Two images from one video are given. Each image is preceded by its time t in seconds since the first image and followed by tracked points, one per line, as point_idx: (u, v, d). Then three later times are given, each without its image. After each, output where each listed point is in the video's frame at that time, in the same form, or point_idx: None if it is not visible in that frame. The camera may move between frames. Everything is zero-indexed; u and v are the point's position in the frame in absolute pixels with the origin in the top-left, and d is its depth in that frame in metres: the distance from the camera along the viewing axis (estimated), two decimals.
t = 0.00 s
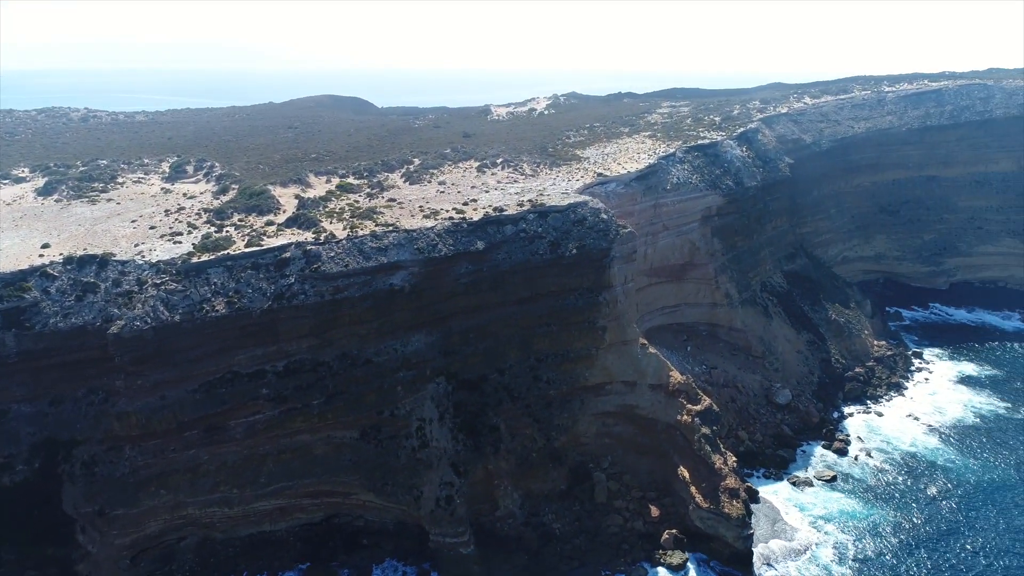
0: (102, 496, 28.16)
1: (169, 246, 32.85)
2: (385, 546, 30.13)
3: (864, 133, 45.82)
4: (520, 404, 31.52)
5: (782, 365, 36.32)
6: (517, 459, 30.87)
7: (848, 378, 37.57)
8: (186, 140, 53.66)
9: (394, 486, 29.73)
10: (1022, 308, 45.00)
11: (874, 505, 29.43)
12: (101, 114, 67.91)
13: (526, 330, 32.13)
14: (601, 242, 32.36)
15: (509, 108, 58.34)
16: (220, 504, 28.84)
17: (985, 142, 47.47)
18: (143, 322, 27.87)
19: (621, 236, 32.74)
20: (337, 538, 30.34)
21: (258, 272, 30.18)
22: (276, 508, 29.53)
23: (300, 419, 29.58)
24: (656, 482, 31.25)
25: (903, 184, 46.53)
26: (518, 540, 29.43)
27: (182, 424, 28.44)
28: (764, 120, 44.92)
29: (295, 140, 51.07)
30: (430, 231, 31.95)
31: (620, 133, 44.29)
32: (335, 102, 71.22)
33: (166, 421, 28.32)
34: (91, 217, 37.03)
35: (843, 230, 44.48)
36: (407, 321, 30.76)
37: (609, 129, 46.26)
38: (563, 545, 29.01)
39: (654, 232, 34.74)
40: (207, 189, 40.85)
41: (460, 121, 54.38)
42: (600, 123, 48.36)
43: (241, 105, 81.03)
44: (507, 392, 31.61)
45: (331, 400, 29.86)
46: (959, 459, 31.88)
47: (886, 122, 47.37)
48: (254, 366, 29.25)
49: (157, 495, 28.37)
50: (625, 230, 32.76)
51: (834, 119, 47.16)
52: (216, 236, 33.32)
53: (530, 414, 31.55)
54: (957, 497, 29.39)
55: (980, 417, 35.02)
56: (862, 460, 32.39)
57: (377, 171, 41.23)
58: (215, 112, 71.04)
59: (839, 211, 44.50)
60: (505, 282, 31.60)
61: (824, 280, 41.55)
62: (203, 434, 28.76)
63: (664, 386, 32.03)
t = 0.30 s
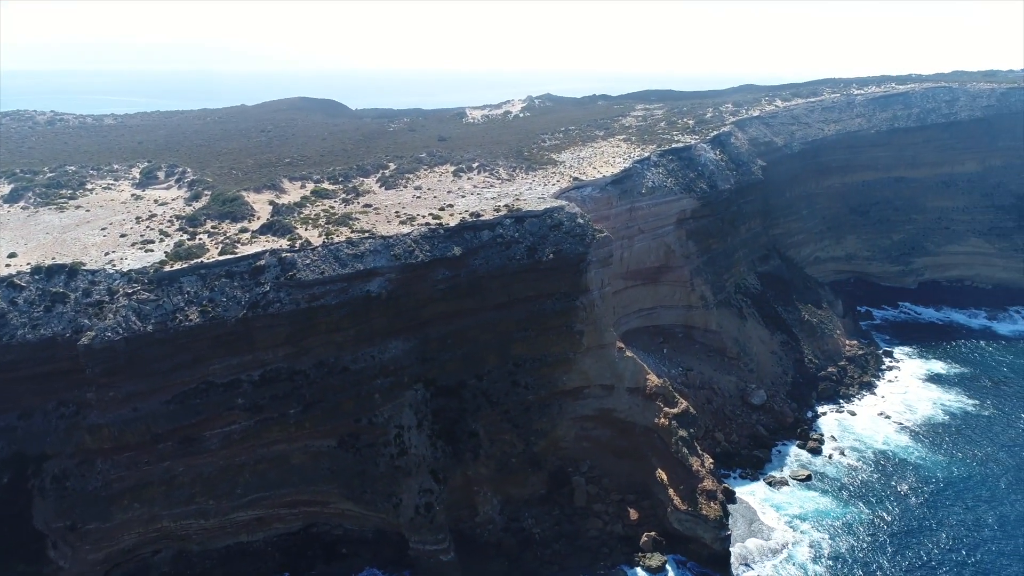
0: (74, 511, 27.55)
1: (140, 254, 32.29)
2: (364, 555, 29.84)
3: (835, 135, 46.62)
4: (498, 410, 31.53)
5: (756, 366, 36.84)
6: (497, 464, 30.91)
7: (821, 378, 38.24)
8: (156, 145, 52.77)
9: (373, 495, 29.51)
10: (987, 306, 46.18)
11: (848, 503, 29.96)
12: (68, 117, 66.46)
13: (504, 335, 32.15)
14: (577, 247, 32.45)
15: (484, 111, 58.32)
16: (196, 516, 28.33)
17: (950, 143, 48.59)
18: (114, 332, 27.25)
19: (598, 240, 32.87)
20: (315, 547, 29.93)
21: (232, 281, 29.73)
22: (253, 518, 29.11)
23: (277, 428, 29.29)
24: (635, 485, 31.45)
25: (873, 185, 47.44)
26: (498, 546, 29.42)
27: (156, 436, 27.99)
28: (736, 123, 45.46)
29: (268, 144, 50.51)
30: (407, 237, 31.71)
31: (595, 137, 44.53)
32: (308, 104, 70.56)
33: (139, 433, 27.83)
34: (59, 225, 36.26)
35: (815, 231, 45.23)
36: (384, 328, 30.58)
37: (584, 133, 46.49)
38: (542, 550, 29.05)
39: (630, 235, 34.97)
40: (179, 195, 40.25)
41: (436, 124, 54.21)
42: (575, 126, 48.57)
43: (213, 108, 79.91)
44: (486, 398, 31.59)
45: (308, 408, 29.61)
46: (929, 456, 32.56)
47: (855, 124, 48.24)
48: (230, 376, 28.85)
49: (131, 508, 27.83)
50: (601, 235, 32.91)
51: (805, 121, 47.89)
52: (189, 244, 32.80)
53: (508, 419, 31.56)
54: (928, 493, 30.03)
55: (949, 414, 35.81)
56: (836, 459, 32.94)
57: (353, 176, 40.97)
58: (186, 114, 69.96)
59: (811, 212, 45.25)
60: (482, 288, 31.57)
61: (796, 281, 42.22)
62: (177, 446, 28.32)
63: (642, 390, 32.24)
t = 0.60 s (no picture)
0: (38, 529, 26.69)
1: (104, 264, 31.57)
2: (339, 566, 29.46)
3: (799, 138, 47.55)
4: (472, 416, 31.58)
5: (727, 367, 37.42)
6: (471, 471, 30.92)
7: (789, 377, 38.98)
8: (119, 150, 51.64)
9: (346, 504, 29.26)
10: (947, 303, 47.54)
11: (817, 501, 30.58)
12: (25, 122, 64.67)
13: (477, 341, 32.13)
14: (549, 252, 32.56)
15: (454, 114, 58.23)
16: (166, 530, 27.79)
17: (910, 145, 49.89)
18: (78, 346, 26.39)
19: (569, 245, 33.03)
20: (288, 559, 29.45)
21: (200, 291, 29.07)
22: (225, 531, 28.62)
23: (248, 439, 28.88)
24: (608, 488, 31.74)
25: (837, 186, 48.46)
26: (474, 553, 29.37)
27: (123, 450, 27.35)
28: (704, 126, 46.06)
29: (235, 150, 49.80)
30: (378, 244, 31.31)
31: (565, 141, 44.79)
32: (275, 107, 69.66)
33: (106, 447, 27.16)
34: (18, 234, 35.28)
35: (782, 232, 46.06)
36: (356, 336, 30.37)
37: (554, 137, 46.68)
38: (518, 555, 29.09)
39: (601, 240, 35.26)
40: (144, 203, 39.47)
41: (406, 128, 54.01)
42: (545, 130, 48.77)
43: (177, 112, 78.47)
44: (459, 404, 31.61)
45: (280, 419, 29.27)
46: (894, 452, 33.38)
47: (819, 127, 49.26)
48: (199, 388, 28.46)
49: (98, 524, 27.18)
50: (572, 240, 33.08)
51: (771, 124, 48.76)
52: (154, 253, 32.17)
53: (482, 425, 31.60)
54: (892, 489, 30.80)
55: (912, 411, 36.76)
56: (804, 458, 33.59)
57: (322, 182, 40.61)
58: (150, 118, 68.66)
59: (777, 214, 46.09)
60: (454, 294, 31.53)
61: (764, 282, 42.97)
62: (145, 460, 27.75)
63: (615, 393, 32.33)
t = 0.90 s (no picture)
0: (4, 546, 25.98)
1: (70, 274, 30.87)
2: None
3: (767, 140, 48.29)
4: (447, 422, 31.55)
5: (700, 368, 37.94)
6: (448, 477, 30.87)
7: (760, 377, 39.61)
8: (83, 155, 50.55)
9: (321, 513, 29.02)
10: (912, 301, 48.71)
11: (789, 499, 31.12)
12: None
13: (453, 347, 32.07)
14: (523, 257, 32.65)
15: (426, 117, 58.07)
16: (137, 544, 27.38)
17: (875, 146, 51.01)
18: (43, 358, 25.71)
19: (542, 250, 33.15)
20: (263, 570, 29.21)
21: (170, 300, 28.50)
22: (198, 544, 28.29)
23: (220, 450, 28.55)
24: (584, 491, 31.92)
25: (805, 187, 49.32)
26: (450, 559, 29.39)
27: (92, 464, 26.84)
28: (674, 129, 46.54)
29: (204, 154, 49.07)
30: (351, 251, 31.03)
31: (538, 144, 44.94)
32: (245, 110, 68.78)
33: (74, 462, 26.61)
34: None
35: (752, 233, 46.79)
36: (329, 344, 30.01)
37: (526, 140, 46.81)
38: (495, 560, 29.16)
39: (574, 243, 35.45)
40: (110, 210, 38.71)
41: (377, 131, 53.71)
42: (518, 133, 48.87)
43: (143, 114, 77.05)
44: (434, 410, 31.52)
45: (253, 429, 28.92)
46: (863, 449, 34.11)
47: (786, 129, 50.09)
48: (169, 399, 27.87)
49: (66, 540, 26.63)
50: (546, 244, 33.21)
51: (740, 126, 49.45)
52: (122, 262, 31.51)
53: (458, 431, 31.57)
54: (861, 485, 31.48)
55: (880, 407, 37.60)
56: (776, 456, 34.15)
57: (293, 188, 40.21)
58: (115, 121, 67.34)
59: (747, 215, 46.80)
60: (429, 300, 31.42)
61: (735, 283, 43.61)
62: (115, 473, 27.29)
63: (590, 396, 32.58)
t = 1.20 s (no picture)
0: None
1: (27, 286, 30.00)
2: None
3: (731, 142, 49.12)
4: (418, 429, 31.39)
5: (668, 369, 38.50)
6: (419, 485, 30.79)
7: (727, 377, 40.33)
8: (37, 162, 49.14)
9: (291, 525, 28.70)
10: (873, 299, 50.05)
11: (756, 498, 31.75)
12: None
13: (423, 354, 31.97)
14: (492, 262, 32.71)
15: (392, 120, 57.76)
16: (102, 562, 26.58)
17: (834, 148, 52.27)
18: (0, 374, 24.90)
19: (511, 255, 33.24)
20: None
21: (132, 312, 27.79)
22: (165, 560, 27.72)
23: (187, 464, 28.00)
24: (556, 495, 32.15)
25: (768, 188, 50.27)
26: (423, 567, 29.43)
27: (53, 481, 26.12)
28: (640, 132, 47.03)
29: (165, 160, 48.13)
30: (318, 259, 30.72)
31: (505, 148, 45.06)
32: (206, 113, 67.56)
33: (34, 480, 25.85)
34: None
35: (716, 235, 47.58)
36: (297, 353, 29.62)
37: (493, 144, 46.87)
38: (468, 567, 29.28)
39: (542, 247, 35.65)
40: (68, 219, 37.73)
41: (343, 135, 53.27)
42: (484, 137, 48.91)
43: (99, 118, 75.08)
44: (405, 418, 31.30)
45: (220, 441, 28.43)
46: (826, 446, 34.95)
47: (749, 131, 51.00)
48: (133, 413, 27.26)
49: (26, 561, 25.72)
50: (514, 249, 33.33)
51: (704, 129, 50.20)
52: (81, 273, 30.71)
53: (429, 438, 31.46)
54: (826, 482, 32.25)
55: (843, 405, 38.56)
56: (744, 455, 34.78)
57: (258, 194, 39.68)
58: (70, 125, 65.57)
59: (712, 217, 47.55)
60: (398, 307, 31.27)
61: (702, 284, 44.31)
62: (77, 490, 26.60)
63: (560, 401, 32.85)
